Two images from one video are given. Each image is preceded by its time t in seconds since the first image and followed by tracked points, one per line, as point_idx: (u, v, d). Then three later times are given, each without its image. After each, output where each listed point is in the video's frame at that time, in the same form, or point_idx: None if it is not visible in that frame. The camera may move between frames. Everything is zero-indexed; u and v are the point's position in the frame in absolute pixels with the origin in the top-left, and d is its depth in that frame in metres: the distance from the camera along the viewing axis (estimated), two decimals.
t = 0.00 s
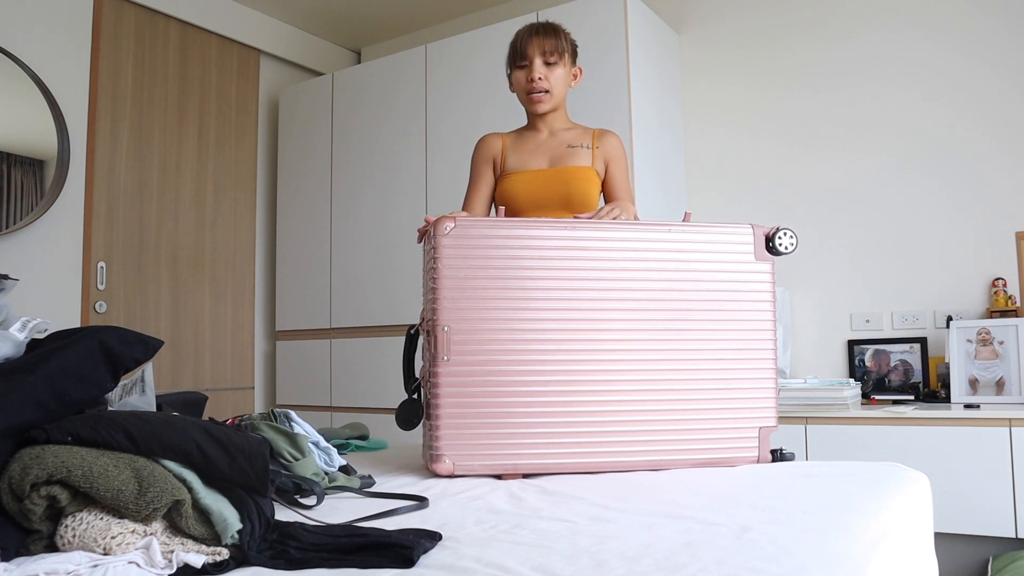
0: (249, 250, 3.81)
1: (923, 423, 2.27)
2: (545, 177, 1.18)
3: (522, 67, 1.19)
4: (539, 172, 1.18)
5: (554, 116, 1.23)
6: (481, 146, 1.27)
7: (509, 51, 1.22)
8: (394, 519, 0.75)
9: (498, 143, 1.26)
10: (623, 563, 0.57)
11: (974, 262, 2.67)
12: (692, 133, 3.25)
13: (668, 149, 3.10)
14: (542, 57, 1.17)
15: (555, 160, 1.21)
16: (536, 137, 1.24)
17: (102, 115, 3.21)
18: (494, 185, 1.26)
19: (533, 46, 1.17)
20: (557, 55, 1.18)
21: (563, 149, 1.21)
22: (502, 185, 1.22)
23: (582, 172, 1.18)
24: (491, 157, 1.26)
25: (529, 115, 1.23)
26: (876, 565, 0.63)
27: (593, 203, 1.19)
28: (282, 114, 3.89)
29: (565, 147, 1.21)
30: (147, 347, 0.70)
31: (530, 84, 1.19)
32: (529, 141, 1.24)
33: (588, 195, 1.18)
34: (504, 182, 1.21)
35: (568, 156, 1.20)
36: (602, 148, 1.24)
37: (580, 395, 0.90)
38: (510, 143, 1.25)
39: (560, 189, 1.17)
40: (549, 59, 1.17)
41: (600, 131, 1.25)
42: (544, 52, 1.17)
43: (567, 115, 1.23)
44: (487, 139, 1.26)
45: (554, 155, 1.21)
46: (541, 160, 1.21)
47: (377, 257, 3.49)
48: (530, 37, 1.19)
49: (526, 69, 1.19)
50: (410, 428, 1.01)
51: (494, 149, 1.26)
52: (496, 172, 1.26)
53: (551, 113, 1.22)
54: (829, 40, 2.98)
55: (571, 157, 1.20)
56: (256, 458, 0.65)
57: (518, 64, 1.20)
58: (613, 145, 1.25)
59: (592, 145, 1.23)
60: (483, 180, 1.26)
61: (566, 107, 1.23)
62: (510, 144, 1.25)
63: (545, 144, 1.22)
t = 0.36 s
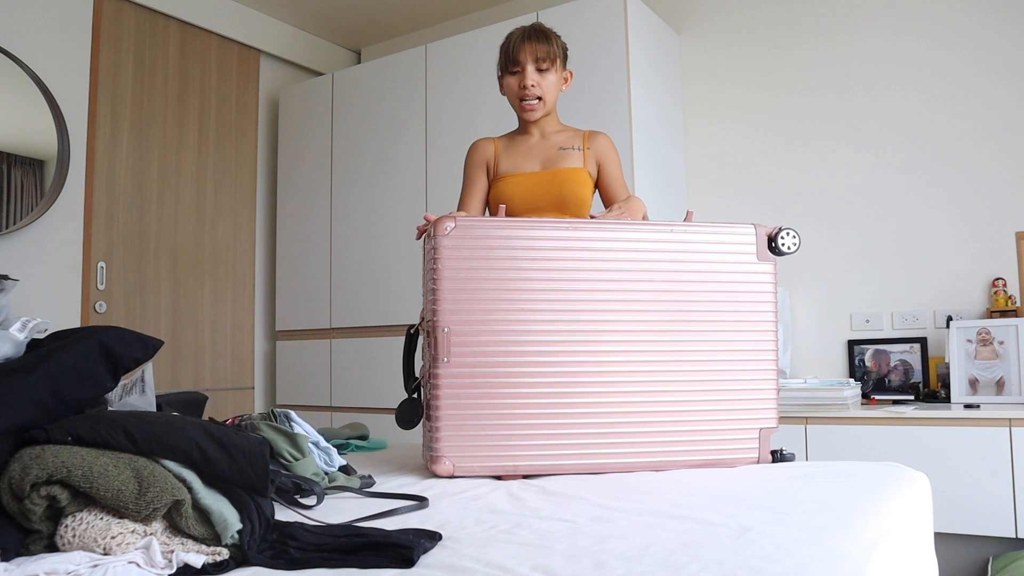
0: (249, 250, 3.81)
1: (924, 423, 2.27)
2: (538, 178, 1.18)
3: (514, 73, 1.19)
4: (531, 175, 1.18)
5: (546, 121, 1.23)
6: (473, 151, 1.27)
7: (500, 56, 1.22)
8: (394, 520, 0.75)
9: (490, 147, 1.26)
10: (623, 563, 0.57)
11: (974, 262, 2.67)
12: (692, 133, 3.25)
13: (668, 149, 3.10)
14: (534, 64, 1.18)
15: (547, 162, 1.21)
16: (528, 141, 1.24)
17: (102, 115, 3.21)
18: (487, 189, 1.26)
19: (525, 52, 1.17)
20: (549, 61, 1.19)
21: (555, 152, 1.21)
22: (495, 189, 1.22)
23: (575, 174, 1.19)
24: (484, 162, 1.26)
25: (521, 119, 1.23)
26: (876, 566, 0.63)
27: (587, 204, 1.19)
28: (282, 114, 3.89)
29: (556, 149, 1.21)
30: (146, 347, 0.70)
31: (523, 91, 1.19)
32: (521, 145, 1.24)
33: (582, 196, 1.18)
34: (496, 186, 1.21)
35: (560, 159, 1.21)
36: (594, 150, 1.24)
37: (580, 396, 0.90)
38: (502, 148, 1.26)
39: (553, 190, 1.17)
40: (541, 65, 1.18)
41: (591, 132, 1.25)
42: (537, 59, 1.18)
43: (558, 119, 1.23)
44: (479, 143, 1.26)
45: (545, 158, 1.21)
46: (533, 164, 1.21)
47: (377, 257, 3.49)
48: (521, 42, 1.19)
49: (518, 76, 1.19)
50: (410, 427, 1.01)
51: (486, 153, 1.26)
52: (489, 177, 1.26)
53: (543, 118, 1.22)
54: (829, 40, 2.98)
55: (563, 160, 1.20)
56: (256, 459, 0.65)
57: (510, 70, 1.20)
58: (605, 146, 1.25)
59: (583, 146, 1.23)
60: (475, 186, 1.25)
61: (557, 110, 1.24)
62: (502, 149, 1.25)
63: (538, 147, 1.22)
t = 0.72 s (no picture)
0: (249, 250, 3.81)
1: (923, 423, 2.27)
2: (532, 179, 1.18)
3: (507, 76, 1.20)
4: (526, 176, 1.18)
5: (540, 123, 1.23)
6: (468, 155, 1.27)
7: (494, 59, 1.22)
8: (395, 520, 0.75)
9: (485, 151, 1.26)
10: (623, 563, 0.57)
11: (974, 262, 2.67)
12: (692, 133, 3.25)
13: (668, 149, 3.10)
14: (527, 67, 1.18)
15: (541, 163, 1.21)
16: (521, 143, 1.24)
17: (101, 114, 3.21)
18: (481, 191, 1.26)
19: (518, 55, 1.18)
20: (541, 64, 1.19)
21: (549, 154, 1.21)
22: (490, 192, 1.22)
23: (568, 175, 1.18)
24: (478, 166, 1.26)
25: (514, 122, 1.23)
26: (876, 566, 0.63)
27: (581, 204, 1.19)
28: (282, 113, 3.89)
29: (550, 150, 1.21)
30: (146, 347, 0.71)
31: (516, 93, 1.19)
32: (515, 147, 1.24)
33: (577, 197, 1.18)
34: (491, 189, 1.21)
35: (553, 160, 1.21)
36: (588, 150, 1.23)
37: (580, 398, 0.90)
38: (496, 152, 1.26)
39: (547, 192, 1.17)
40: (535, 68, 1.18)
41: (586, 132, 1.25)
42: (530, 61, 1.18)
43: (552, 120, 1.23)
44: (473, 147, 1.26)
45: (539, 160, 1.21)
46: (527, 166, 1.21)
47: (377, 257, 3.49)
48: (514, 45, 1.19)
49: (511, 79, 1.20)
50: (409, 425, 1.01)
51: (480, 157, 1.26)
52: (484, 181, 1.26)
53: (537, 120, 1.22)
54: (829, 40, 2.98)
55: (557, 161, 1.20)
56: (256, 458, 0.65)
57: (503, 73, 1.21)
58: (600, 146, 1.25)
59: (576, 146, 1.22)
60: (471, 190, 1.26)
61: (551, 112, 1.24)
62: (496, 152, 1.26)
63: (531, 149, 1.23)
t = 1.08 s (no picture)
0: (249, 250, 3.80)
1: (923, 423, 2.27)
2: (531, 179, 1.18)
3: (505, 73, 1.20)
4: (525, 177, 1.18)
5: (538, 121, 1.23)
6: (466, 156, 1.27)
7: (491, 58, 1.22)
8: (395, 520, 0.75)
9: (482, 152, 1.26)
10: (624, 563, 0.57)
11: (974, 262, 2.68)
12: (692, 133, 3.25)
13: (669, 149, 3.10)
14: (525, 63, 1.19)
15: (540, 163, 1.20)
16: (519, 143, 1.24)
17: (101, 115, 3.21)
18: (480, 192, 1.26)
19: (516, 51, 1.19)
20: (538, 61, 1.20)
21: (547, 153, 1.21)
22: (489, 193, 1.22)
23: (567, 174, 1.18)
24: (476, 167, 1.26)
25: (512, 120, 1.23)
26: (877, 566, 0.63)
27: (581, 204, 1.19)
28: (282, 113, 3.90)
29: (547, 149, 1.21)
30: (146, 347, 0.72)
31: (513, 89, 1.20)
32: (513, 147, 1.24)
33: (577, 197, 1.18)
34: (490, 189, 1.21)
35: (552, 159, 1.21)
36: (586, 148, 1.23)
37: (580, 399, 0.90)
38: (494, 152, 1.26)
39: (546, 192, 1.17)
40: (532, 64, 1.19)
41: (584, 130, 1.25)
42: (528, 57, 1.19)
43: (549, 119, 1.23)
44: (471, 148, 1.26)
45: (537, 159, 1.21)
46: (525, 165, 1.21)
47: (377, 257, 3.49)
48: (511, 43, 1.20)
49: (509, 75, 1.20)
50: (410, 424, 1.01)
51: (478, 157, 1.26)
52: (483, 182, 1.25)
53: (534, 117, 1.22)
54: (829, 40, 2.98)
55: (555, 160, 1.20)
56: (256, 458, 0.65)
57: (501, 70, 1.21)
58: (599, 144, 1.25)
59: (575, 146, 1.22)
60: (469, 191, 1.25)
61: (548, 111, 1.24)
62: (494, 153, 1.26)
63: (529, 149, 1.22)
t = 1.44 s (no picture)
0: (248, 250, 3.80)
1: (923, 423, 2.27)
2: (533, 180, 1.18)
3: (507, 68, 1.20)
4: (526, 177, 1.18)
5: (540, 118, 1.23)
6: (469, 155, 1.27)
7: (494, 54, 1.23)
8: (395, 520, 0.75)
9: (485, 151, 1.27)
10: (624, 563, 0.57)
11: (974, 262, 2.68)
12: (692, 133, 3.25)
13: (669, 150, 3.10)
14: (527, 58, 1.19)
15: (541, 163, 1.21)
16: (521, 142, 1.24)
17: (101, 115, 3.21)
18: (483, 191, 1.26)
19: (519, 46, 1.19)
20: (541, 57, 1.20)
21: (548, 152, 1.21)
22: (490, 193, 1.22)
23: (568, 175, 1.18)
24: (479, 166, 1.26)
25: (514, 118, 1.23)
26: (876, 566, 0.63)
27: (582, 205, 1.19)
28: (282, 114, 3.90)
29: (549, 149, 1.21)
30: (146, 347, 0.72)
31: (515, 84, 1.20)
32: (515, 146, 1.24)
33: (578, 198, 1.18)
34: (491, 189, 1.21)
35: (553, 159, 1.21)
36: (588, 147, 1.23)
37: (580, 402, 0.90)
38: (496, 151, 1.26)
39: (547, 192, 1.17)
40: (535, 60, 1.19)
41: (586, 129, 1.25)
42: (531, 53, 1.19)
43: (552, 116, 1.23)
44: (474, 147, 1.26)
45: (538, 159, 1.21)
46: (526, 165, 1.21)
47: (377, 257, 3.49)
48: (515, 39, 1.20)
49: (511, 70, 1.20)
50: (409, 422, 1.01)
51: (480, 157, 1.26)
52: (484, 180, 1.26)
53: (536, 115, 1.22)
54: (829, 40, 2.98)
55: (557, 159, 1.20)
56: (256, 458, 0.65)
57: (503, 65, 1.21)
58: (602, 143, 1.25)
59: (576, 145, 1.22)
60: (471, 190, 1.26)
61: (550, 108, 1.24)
62: (496, 151, 1.26)
63: (531, 149, 1.22)
